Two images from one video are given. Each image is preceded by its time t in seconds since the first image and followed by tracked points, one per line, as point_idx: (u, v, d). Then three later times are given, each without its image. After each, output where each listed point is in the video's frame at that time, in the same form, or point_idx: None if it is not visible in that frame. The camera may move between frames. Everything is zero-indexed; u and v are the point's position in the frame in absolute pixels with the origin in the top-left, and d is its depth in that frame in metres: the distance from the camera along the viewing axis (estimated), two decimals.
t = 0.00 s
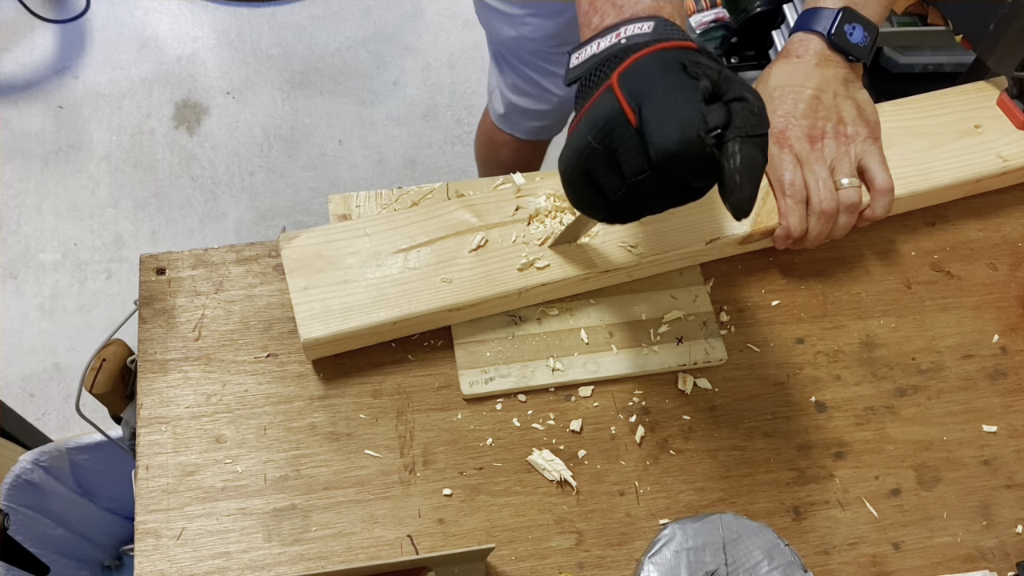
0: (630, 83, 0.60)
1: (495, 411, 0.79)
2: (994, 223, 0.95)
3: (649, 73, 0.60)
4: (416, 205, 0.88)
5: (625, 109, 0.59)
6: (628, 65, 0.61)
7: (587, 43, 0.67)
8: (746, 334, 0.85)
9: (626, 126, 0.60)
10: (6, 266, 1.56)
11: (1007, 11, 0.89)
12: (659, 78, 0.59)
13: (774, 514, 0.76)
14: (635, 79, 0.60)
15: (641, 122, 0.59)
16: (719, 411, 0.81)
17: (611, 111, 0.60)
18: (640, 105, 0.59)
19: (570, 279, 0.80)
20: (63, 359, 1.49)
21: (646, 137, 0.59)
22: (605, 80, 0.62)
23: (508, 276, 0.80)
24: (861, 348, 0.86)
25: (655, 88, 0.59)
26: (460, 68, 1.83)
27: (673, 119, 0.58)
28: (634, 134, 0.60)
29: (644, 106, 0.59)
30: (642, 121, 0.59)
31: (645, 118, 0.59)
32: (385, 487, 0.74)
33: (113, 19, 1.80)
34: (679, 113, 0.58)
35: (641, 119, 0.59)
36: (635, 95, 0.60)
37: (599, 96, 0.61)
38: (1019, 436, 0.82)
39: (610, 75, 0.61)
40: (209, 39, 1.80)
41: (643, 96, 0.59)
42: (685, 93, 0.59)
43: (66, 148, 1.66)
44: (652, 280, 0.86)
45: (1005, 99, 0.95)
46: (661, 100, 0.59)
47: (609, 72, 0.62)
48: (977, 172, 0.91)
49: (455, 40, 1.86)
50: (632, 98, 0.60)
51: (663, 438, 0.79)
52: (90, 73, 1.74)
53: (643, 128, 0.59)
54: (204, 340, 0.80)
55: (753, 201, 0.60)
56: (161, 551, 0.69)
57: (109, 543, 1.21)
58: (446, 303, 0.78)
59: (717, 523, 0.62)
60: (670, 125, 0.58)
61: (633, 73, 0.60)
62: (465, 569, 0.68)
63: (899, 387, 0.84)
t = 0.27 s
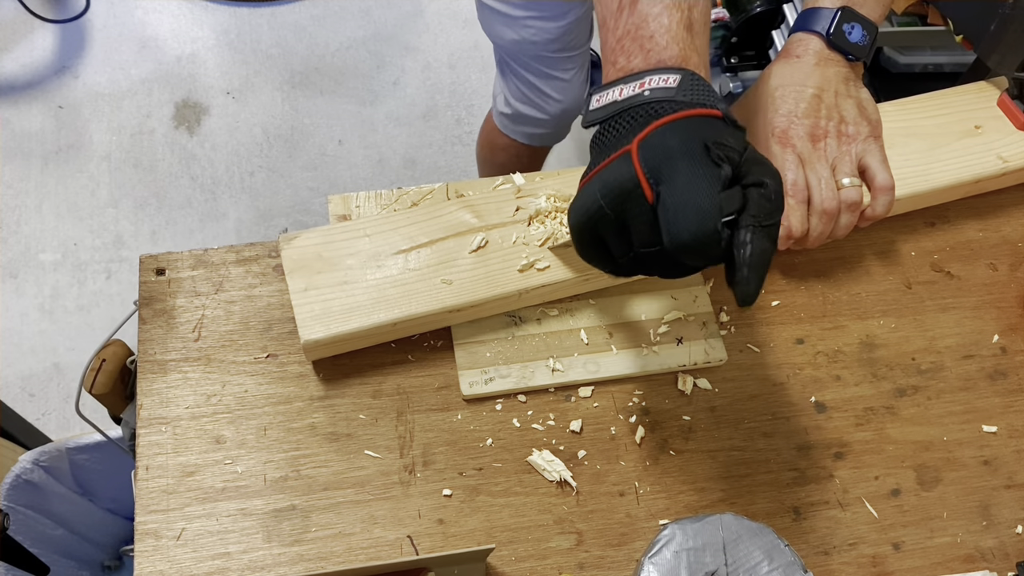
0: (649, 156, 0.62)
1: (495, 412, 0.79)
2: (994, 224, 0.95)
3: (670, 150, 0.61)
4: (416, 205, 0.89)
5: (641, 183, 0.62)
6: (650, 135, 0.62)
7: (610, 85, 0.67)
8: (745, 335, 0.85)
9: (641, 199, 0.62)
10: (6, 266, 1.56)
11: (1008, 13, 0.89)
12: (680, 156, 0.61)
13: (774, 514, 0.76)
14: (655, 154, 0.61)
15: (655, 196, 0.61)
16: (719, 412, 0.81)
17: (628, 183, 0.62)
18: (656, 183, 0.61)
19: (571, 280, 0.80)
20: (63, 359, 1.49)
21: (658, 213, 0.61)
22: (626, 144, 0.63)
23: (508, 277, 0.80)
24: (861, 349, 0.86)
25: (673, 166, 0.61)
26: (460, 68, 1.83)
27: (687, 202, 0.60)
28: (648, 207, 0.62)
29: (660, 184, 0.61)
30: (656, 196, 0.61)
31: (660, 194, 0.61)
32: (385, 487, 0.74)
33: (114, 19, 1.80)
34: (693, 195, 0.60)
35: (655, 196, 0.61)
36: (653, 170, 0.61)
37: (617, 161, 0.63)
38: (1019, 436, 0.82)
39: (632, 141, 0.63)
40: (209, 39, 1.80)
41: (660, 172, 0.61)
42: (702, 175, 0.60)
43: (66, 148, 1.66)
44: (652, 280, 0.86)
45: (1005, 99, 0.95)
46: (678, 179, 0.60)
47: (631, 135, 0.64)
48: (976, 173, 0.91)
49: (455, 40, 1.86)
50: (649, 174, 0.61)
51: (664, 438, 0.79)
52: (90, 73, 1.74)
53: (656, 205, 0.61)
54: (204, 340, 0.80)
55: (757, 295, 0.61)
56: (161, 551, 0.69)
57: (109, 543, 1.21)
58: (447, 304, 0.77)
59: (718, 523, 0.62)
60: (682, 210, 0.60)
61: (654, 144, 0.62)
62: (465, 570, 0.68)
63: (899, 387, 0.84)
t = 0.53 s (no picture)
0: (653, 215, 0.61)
1: (495, 412, 0.79)
2: (994, 224, 0.95)
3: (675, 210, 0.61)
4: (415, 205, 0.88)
5: (643, 243, 0.61)
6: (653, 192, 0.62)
7: (611, 119, 0.65)
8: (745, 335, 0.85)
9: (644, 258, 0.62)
10: (6, 266, 1.56)
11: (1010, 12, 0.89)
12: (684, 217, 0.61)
13: (774, 514, 0.76)
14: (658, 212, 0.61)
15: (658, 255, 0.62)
16: (719, 412, 0.81)
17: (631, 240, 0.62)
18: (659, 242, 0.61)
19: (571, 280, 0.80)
20: (63, 359, 1.49)
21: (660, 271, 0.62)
22: (629, 197, 0.62)
23: (508, 277, 0.79)
24: (861, 349, 0.86)
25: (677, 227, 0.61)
26: (460, 68, 1.83)
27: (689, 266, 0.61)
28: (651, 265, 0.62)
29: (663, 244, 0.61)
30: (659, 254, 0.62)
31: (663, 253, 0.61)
32: (385, 487, 0.74)
33: (114, 19, 1.80)
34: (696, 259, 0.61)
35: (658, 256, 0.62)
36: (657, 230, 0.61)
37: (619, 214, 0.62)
38: (1019, 436, 0.82)
39: (635, 194, 0.62)
40: (209, 39, 1.80)
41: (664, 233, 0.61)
42: (705, 240, 0.61)
43: (66, 148, 1.66)
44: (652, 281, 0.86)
45: (1005, 99, 0.95)
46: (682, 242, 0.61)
47: (634, 188, 0.63)
48: (976, 173, 0.91)
49: (455, 40, 1.86)
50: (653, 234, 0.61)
51: (664, 438, 0.79)
52: (90, 73, 1.74)
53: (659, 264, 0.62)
54: (204, 340, 0.80)
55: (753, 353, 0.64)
56: (160, 552, 0.69)
57: (109, 543, 1.21)
58: (447, 305, 0.77)
59: (717, 524, 0.62)
60: (685, 275, 0.60)
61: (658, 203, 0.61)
62: (465, 570, 0.68)
63: (899, 388, 0.84)
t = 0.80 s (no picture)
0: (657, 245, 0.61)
1: (495, 412, 0.79)
2: (994, 224, 0.95)
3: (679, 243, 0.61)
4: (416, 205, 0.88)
5: (648, 275, 0.61)
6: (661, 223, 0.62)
7: (618, 137, 0.65)
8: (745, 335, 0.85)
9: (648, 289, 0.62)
10: (6, 266, 1.56)
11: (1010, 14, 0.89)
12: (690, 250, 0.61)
13: (774, 514, 0.76)
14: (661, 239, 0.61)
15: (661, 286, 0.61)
16: (719, 412, 0.81)
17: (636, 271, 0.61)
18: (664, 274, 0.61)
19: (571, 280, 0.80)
20: (63, 359, 1.49)
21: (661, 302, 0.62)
22: (635, 226, 0.62)
23: (508, 277, 0.80)
24: (861, 349, 0.86)
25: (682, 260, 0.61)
26: (460, 68, 1.83)
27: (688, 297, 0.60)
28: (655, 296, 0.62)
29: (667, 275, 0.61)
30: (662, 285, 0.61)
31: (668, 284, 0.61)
32: (385, 487, 0.74)
33: (114, 19, 1.80)
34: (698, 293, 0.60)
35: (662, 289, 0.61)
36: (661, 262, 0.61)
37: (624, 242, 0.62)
38: (1019, 436, 0.82)
39: (642, 224, 0.62)
40: (209, 39, 1.80)
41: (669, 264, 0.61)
42: (711, 276, 0.61)
43: (66, 148, 1.66)
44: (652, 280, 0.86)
45: (1005, 99, 0.95)
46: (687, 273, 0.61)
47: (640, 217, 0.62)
48: (976, 173, 0.91)
49: (455, 40, 1.86)
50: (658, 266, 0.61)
51: (664, 438, 0.79)
52: (90, 73, 1.74)
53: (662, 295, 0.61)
54: (204, 340, 0.80)
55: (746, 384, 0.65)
56: (161, 551, 0.69)
57: (109, 543, 1.21)
58: (447, 305, 0.77)
59: (717, 523, 0.63)
60: (690, 311, 0.60)
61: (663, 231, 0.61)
62: (465, 570, 0.68)
63: (899, 388, 0.84)
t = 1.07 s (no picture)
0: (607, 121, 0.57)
1: (495, 411, 0.79)
2: (994, 223, 0.95)
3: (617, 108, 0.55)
4: (416, 204, 0.88)
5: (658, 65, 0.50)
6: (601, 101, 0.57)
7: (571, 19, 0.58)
8: (746, 334, 0.85)
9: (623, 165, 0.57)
10: (6, 266, 1.56)
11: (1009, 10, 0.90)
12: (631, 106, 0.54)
13: (774, 513, 0.76)
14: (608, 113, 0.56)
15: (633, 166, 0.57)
16: (719, 411, 0.81)
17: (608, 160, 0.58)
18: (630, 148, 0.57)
19: (571, 279, 0.80)
20: (63, 359, 1.49)
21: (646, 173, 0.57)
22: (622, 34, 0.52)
23: (508, 275, 0.80)
24: (861, 348, 0.86)
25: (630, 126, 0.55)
26: (460, 68, 1.83)
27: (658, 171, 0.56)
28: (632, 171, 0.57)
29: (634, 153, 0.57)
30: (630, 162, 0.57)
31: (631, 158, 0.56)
32: (385, 486, 0.74)
33: (114, 19, 1.80)
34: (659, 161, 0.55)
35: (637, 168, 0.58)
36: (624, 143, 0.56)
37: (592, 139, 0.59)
38: (1019, 436, 0.82)
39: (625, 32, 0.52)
40: (209, 39, 1.80)
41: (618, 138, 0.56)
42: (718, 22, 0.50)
43: (66, 147, 1.66)
44: (652, 279, 0.86)
45: (1005, 98, 0.95)
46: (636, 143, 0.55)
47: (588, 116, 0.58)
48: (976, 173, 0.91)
49: (455, 40, 1.86)
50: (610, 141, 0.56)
51: (664, 438, 0.79)
52: (90, 73, 1.74)
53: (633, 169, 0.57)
54: (204, 339, 0.80)
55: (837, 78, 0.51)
56: (161, 550, 0.69)
57: (109, 543, 1.21)
58: (447, 303, 0.78)
59: (717, 522, 0.62)
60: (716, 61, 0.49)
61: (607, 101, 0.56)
62: (465, 569, 0.68)
63: (899, 387, 0.84)
